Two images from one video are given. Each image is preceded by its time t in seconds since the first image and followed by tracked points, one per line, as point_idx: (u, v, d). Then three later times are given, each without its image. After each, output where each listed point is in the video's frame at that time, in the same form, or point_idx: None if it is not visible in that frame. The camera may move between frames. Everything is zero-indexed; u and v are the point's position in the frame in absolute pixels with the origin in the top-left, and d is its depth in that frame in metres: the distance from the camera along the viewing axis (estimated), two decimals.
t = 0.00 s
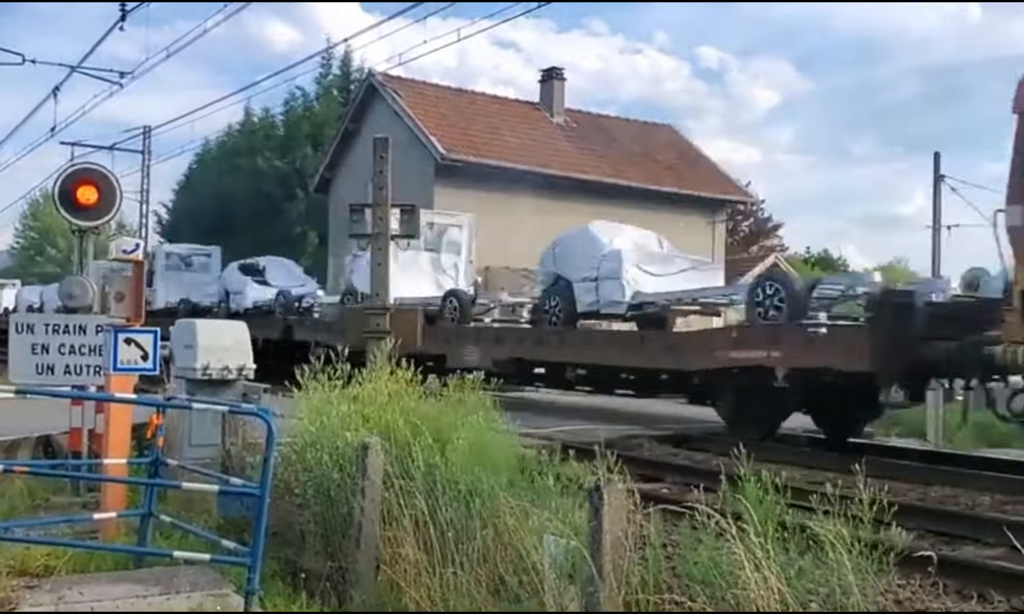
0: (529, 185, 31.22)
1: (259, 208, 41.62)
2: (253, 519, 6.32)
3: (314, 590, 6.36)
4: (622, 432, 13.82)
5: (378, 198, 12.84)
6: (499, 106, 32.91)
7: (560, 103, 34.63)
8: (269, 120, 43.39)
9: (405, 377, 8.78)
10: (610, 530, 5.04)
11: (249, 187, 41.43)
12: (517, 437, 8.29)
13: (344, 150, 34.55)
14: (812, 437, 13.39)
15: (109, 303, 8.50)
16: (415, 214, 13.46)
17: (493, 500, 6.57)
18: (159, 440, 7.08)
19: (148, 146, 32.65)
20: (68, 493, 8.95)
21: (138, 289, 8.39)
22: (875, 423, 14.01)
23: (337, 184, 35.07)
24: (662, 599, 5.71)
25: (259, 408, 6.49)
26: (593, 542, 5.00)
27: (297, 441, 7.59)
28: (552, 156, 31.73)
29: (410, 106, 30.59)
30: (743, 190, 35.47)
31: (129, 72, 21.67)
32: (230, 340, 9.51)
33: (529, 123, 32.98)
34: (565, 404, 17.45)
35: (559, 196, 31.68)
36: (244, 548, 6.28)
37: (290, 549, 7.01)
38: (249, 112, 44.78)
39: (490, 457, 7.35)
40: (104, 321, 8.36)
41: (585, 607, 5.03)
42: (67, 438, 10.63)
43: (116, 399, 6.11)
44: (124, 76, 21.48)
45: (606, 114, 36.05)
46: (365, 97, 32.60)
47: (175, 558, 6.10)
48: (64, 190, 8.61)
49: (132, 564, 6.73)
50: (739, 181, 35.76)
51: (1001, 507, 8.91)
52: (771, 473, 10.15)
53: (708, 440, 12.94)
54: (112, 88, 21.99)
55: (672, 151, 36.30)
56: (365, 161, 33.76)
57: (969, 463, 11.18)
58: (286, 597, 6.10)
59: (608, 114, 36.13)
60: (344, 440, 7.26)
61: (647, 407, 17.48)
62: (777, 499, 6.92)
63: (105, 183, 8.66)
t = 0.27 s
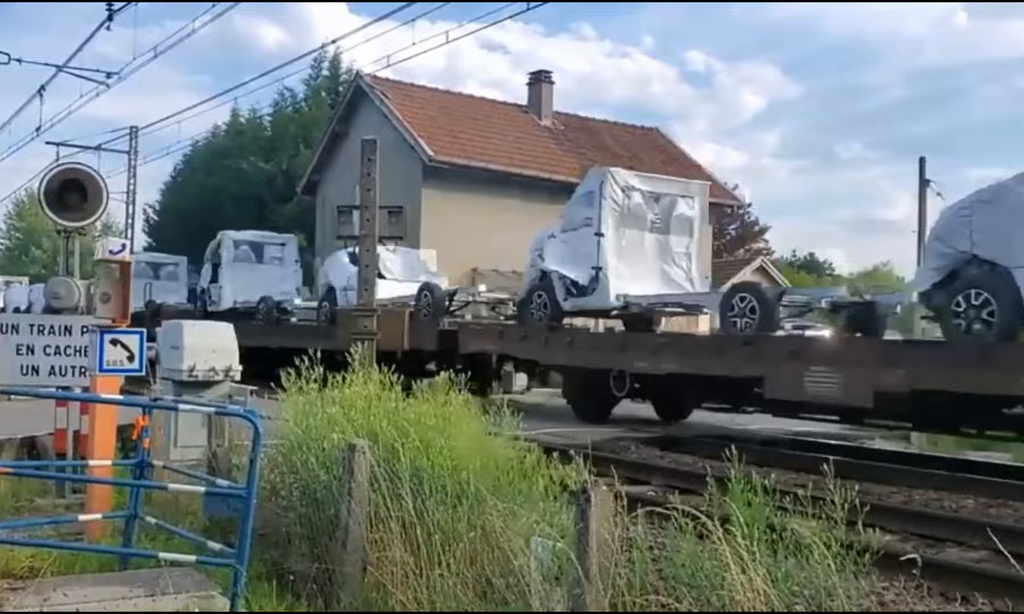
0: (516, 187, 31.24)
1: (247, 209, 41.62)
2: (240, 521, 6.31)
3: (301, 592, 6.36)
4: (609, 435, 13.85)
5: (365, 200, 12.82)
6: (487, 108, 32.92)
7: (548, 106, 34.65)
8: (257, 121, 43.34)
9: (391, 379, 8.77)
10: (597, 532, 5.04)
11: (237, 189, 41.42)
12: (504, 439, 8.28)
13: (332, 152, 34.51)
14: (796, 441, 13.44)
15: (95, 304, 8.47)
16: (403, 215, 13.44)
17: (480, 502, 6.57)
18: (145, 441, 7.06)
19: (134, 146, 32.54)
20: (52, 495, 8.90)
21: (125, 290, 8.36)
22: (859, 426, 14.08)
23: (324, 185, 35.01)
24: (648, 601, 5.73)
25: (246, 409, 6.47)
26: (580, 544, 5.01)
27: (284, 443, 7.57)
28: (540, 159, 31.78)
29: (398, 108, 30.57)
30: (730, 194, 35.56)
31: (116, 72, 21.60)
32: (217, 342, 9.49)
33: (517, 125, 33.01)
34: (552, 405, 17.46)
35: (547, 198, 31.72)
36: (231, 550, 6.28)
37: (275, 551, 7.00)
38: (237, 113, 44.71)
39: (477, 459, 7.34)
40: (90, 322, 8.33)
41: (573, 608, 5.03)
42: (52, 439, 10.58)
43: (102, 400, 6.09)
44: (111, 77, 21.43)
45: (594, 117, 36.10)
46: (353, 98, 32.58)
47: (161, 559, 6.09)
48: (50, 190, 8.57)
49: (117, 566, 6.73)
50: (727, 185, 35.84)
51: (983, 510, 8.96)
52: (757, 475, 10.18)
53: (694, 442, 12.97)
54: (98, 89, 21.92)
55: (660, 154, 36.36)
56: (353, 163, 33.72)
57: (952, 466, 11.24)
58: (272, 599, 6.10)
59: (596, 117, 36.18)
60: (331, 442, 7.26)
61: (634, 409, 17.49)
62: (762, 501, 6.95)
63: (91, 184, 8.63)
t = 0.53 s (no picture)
0: (502, 189, 31.24)
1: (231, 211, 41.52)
2: (224, 523, 6.28)
3: (285, 595, 6.34)
4: (594, 437, 13.87)
5: (350, 201, 12.79)
6: (473, 110, 32.92)
7: (534, 108, 34.66)
8: (243, 122, 43.26)
9: (375, 381, 8.76)
10: (581, 533, 5.05)
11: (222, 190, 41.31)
12: (489, 440, 8.28)
13: (318, 153, 34.45)
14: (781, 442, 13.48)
15: (78, 305, 8.46)
16: (388, 217, 13.41)
17: (464, 504, 6.57)
18: (129, 443, 7.02)
19: (118, 147, 32.39)
20: (34, 497, 8.85)
21: (109, 291, 8.37)
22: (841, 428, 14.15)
23: (309, 187, 34.94)
24: (632, 603, 5.75)
25: (230, 411, 6.45)
26: (565, 545, 5.01)
27: (268, 445, 7.55)
28: (526, 161, 31.82)
29: (383, 109, 30.56)
30: (715, 196, 35.64)
31: (100, 73, 21.49)
32: (201, 344, 9.46)
33: (503, 127, 33.03)
34: (540, 407, 17.45)
35: (532, 200, 31.77)
36: (215, 552, 6.26)
37: (260, 553, 6.99)
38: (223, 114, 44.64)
39: (463, 461, 7.34)
40: (74, 323, 8.29)
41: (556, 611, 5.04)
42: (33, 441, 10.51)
43: (85, 401, 6.07)
44: (95, 77, 21.35)
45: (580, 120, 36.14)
46: (338, 100, 32.54)
47: (144, 561, 6.06)
48: (33, 190, 8.52)
49: (99, 568, 6.73)
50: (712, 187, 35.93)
51: (965, 512, 9.03)
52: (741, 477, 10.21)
53: (679, 445, 12.98)
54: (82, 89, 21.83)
55: (646, 157, 36.40)
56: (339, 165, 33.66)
57: (935, 467, 11.31)
58: (256, 601, 6.09)
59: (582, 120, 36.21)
60: (315, 444, 7.24)
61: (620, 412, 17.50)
62: (746, 503, 6.96)
63: (75, 184, 8.59)
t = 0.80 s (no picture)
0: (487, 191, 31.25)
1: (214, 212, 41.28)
2: (207, 525, 6.26)
3: (268, 596, 6.33)
4: (578, 439, 13.88)
5: (334, 203, 12.77)
6: (459, 111, 32.91)
7: (520, 110, 34.69)
8: (227, 123, 43.18)
9: (359, 383, 8.76)
10: (564, 534, 5.07)
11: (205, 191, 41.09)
12: (472, 441, 8.29)
13: (302, 154, 34.38)
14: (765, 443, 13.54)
15: (61, 307, 8.44)
16: (372, 219, 13.38)
17: (447, 506, 6.58)
18: (111, 445, 7.00)
19: (101, 149, 32.22)
20: (17, 500, 8.81)
21: (92, 293, 8.37)
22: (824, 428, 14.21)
23: (294, 188, 34.86)
24: (615, 604, 5.77)
25: (213, 413, 6.44)
26: (548, 546, 5.03)
27: (251, 447, 7.54)
28: (510, 163, 31.83)
29: (368, 111, 30.52)
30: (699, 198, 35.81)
31: (83, 74, 21.37)
32: (184, 346, 9.44)
33: (488, 129, 33.03)
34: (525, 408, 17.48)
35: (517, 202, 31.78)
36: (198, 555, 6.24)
37: (243, 555, 6.98)
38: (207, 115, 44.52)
39: (447, 463, 7.35)
40: (57, 325, 8.24)
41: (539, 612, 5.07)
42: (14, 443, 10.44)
43: (68, 404, 6.04)
44: (78, 78, 21.24)
45: (565, 121, 36.20)
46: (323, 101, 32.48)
47: (127, 564, 6.04)
48: (15, 191, 8.49)
49: (82, 571, 6.72)
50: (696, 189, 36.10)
51: (945, 512, 9.08)
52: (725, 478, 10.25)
53: (664, 446, 13.02)
54: (66, 89, 21.73)
55: (631, 159, 36.53)
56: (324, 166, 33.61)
57: (916, 468, 11.38)
58: (240, 604, 6.08)
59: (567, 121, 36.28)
60: (299, 446, 7.23)
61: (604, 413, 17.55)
62: (730, 504, 6.98)
63: (57, 185, 8.56)
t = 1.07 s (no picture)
0: (480, 192, 31.24)
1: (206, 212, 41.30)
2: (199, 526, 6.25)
3: (260, 597, 6.31)
4: (570, 439, 13.87)
5: (326, 203, 12.73)
6: (451, 111, 32.90)
7: (512, 111, 34.68)
8: (219, 123, 43.17)
9: (351, 384, 8.75)
10: (557, 534, 5.07)
11: (197, 192, 41.08)
12: (464, 443, 8.28)
13: (295, 154, 34.33)
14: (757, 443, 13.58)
15: (52, 308, 8.39)
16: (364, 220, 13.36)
17: (439, 508, 6.57)
18: (102, 446, 6.98)
19: (93, 149, 32.12)
20: (7, 501, 8.78)
21: (83, 294, 8.32)
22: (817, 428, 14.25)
23: (286, 188, 34.81)
24: (607, 604, 5.78)
25: (205, 414, 6.43)
26: (541, 546, 5.03)
27: (243, 448, 7.52)
28: (502, 163, 31.82)
29: (360, 111, 30.50)
30: (691, 199, 35.90)
31: (74, 73, 21.30)
32: (176, 347, 9.41)
33: (480, 129, 33.02)
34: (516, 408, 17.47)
35: (509, 202, 31.77)
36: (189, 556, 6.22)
37: (235, 556, 6.95)
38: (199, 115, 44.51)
39: (439, 464, 7.34)
40: (47, 326, 8.20)
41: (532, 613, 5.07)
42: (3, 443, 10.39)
43: (60, 404, 6.03)
44: (69, 78, 21.16)
45: (557, 122, 36.22)
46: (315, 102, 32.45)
47: (118, 565, 6.03)
48: (6, 191, 8.46)
49: (73, 572, 6.71)
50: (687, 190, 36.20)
51: (937, 512, 9.11)
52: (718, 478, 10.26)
53: (657, 447, 13.02)
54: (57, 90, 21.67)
55: (623, 159, 36.58)
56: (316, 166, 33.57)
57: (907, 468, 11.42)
58: (232, 604, 6.06)
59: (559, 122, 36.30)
60: (291, 447, 7.22)
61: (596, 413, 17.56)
62: (721, 504, 7.00)
63: (48, 185, 8.52)
